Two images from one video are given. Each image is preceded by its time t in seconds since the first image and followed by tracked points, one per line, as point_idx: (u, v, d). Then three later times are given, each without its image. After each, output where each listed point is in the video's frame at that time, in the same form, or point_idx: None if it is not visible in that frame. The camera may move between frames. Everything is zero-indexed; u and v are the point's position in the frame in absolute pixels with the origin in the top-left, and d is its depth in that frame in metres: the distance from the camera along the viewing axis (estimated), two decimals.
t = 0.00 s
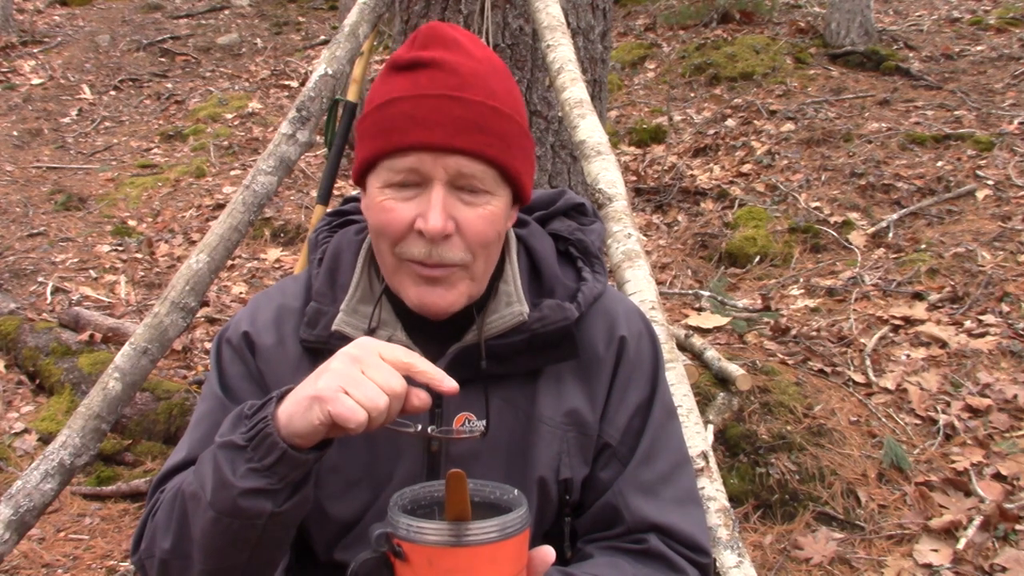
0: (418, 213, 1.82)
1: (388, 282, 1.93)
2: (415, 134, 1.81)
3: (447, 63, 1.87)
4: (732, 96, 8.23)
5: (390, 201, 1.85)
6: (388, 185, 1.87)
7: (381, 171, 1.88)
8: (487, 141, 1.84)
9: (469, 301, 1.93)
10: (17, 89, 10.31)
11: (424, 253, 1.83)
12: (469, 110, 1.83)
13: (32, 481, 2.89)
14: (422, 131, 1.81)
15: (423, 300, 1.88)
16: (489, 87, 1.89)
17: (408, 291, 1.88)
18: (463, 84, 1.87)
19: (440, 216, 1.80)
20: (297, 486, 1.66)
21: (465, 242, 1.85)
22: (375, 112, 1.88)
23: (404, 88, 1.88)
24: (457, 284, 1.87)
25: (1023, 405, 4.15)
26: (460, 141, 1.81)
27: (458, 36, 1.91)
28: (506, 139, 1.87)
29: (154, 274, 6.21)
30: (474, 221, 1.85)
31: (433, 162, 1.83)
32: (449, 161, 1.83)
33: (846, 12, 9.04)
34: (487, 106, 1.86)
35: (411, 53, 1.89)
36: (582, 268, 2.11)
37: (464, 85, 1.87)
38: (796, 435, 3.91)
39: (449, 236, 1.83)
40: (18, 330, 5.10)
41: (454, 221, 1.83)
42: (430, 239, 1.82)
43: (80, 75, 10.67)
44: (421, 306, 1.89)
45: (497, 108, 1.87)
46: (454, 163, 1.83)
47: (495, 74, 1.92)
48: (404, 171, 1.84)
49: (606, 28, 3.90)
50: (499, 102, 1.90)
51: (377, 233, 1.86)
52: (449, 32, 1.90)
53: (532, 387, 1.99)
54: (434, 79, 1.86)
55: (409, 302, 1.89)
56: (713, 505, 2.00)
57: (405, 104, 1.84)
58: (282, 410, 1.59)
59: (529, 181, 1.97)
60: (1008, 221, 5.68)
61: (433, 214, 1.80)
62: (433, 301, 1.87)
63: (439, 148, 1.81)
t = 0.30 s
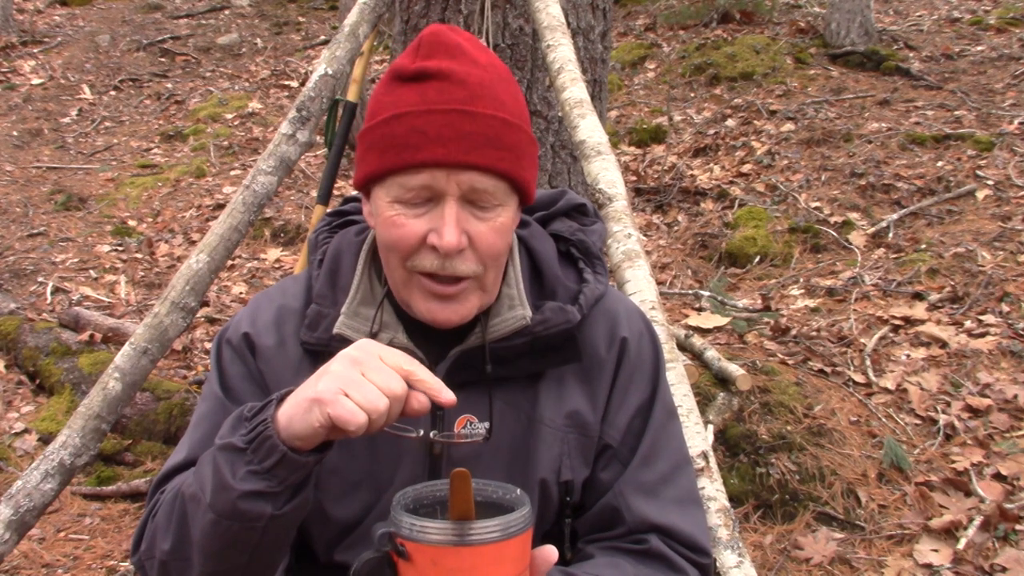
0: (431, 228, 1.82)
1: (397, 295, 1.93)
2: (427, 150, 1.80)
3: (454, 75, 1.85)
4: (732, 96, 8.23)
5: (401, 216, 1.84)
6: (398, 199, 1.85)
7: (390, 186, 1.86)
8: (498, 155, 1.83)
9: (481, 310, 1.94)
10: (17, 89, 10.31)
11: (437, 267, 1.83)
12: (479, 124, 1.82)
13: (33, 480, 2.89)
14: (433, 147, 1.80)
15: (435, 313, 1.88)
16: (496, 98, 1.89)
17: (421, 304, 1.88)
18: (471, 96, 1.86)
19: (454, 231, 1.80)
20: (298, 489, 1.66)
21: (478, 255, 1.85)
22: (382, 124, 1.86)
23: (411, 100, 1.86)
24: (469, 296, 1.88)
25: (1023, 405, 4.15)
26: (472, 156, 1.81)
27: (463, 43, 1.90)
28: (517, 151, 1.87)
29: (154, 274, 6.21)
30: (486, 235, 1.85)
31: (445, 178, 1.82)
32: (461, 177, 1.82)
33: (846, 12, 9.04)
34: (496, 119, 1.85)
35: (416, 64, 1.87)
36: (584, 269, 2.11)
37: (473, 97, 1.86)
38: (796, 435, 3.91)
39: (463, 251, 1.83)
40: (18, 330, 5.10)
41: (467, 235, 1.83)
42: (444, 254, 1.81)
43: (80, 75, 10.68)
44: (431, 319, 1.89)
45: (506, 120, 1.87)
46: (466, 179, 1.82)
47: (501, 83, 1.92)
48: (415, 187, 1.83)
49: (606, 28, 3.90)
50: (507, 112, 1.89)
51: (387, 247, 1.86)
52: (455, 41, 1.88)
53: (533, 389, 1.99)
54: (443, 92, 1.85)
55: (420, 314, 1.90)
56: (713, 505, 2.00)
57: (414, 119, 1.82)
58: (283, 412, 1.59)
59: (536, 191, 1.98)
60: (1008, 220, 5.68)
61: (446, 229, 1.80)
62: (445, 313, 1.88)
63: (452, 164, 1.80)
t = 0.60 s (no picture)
0: (431, 228, 1.82)
1: (396, 295, 1.93)
2: (426, 151, 1.80)
3: (455, 75, 1.85)
4: (732, 96, 8.23)
5: (401, 216, 1.84)
6: (398, 199, 1.85)
7: (389, 186, 1.86)
8: (498, 156, 1.83)
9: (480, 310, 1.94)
10: (17, 89, 10.32)
11: (437, 268, 1.83)
12: (479, 124, 1.82)
13: (33, 481, 2.89)
14: (433, 147, 1.80)
15: (433, 313, 1.88)
16: (496, 98, 1.89)
17: (419, 304, 1.88)
18: (471, 96, 1.86)
19: (453, 232, 1.80)
20: (297, 487, 1.66)
21: (477, 255, 1.85)
22: (382, 124, 1.86)
23: (412, 100, 1.86)
24: (468, 296, 1.88)
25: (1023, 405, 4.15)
26: (472, 157, 1.81)
27: (464, 43, 1.89)
28: (516, 151, 1.87)
29: (154, 274, 6.21)
30: (485, 235, 1.85)
31: (444, 178, 1.82)
32: (461, 177, 1.82)
33: (846, 12, 9.04)
34: (497, 119, 1.85)
35: (417, 64, 1.87)
36: (584, 269, 2.11)
37: (473, 97, 1.86)
38: (796, 435, 3.91)
39: (462, 250, 1.83)
40: (18, 330, 5.10)
41: (466, 235, 1.83)
42: (444, 254, 1.81)
43: (80, 75, 10.68)
44: (430, 319, 1.89)
45: (506, 121, 1.87)
46: (466, 179, 1.82)
47: (501, 84, 1.92)
48: (414, 187, 1.83)
49: (606, 28, 3.90)
50: (507, 113, 1.89)
51: (386, 247, 1.86)
52: (456, 41, 1.88)
53: (533, 389, 1.99)
54: (443, 92, 1.85)
55: (419, 314, 1.90)
56: (713, 505, 2.00)
57: (414, 119, 1.82)
58: (280, 411, 1.59)
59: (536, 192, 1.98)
60: (1008, 220, 5.68)
61: (445, 229, 1.80)
62: (444, 314, 1.88)
63: (452, 164, 1.80)
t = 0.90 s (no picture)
0: (430, 228, 1.82)
1: (395, 294, 1.93)
2: (426, 150, 1.80)
3: (456, 75, 1.85)
4: (732, 96, 8.23)
5: (400, 216, 1.84)
6: (398, 198, 1.85)
7: (389, 185, 1.85)
8: (498, 156, 1.84)
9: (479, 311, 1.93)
10: (17, 89, 10.32)
11: (436, 268, 1.83)
12: (479, 125, 1.82)
13: (33, 481, 2.89)
14: (433, 147, 1.80)
15: (432, 313, 1.88)
16: (497, 99, 1.89)
17: (417, 304, 1.88)
18: (471, 96, 1.86)
19: (452, 232, 1.80)
20: (293, 490, 1.66)
21: (475, 256, 1.85)
22: (383, 123, 1.86)
23: (413, 100, 1.86)
24: (467, 297, 1.88)
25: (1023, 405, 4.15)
26: (472, 157, 1.81)
27: (465, 44, 1.90)
28: (516, 152, 1.87)
29: (154, 274, 6.21)
30: (485, 235, 1.85)
31: (444, 178, 1.82)
32: (460, 177, 1.82)
33: (846, 12, 9.04)
34: (497, 120, 1.85)
35: (418, 64, 1.87)
36: (584, 268, 2.11)
37: (474, 98, 1.86)
38: (796, 435, 3.91)
39: (461, 250, 1.83)
40: (18, 330, 5.10)
41: (465, 235, 1.83)
42: (443, 254, 1.81)
43: (80, 75, 10.68)
44: (430, 319, 1.89)
45: (506, 122, 1.87)
46: (465, 179, 1.82)
47: (502, 84, 1.91)
48: (414, 187, 1.83)
49: (606, 28, 3.90)
50: (507, 114, 1.89)
51: (386, 247, 1.85)
52: (457, 41, 1.88)
53: (533, 387, 1.99)
54: (444, 92, 1.85)
55: (417, 315, 1.89)
56: (713, 505, 2.00)
57: (414, 119, 1.82)
58: (276, 414, 1.59)
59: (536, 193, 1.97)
60: (1008, 221, 5.68)
61: (445, 229, 1.80)
62: (442, 314, 1.88)
63: (451, 164, 1.80)
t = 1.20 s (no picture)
0: (428, 225, 1.82)
1: (393, 292, 1.93)
2: (424, 148, 1.80)
3: (455, 73, 1.85)
4: (732, 96, 8.23)
5: (399, 213, 1.84)
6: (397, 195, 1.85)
7: (387, 182, 1.86)
8: (497, 154, 1.83)
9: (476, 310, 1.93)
10: (17, 89, 10.32)
11: (434, 265, 1.83)
12: (478, 123, 1.82)
13: (33, 481, 2.89)
14: (432, 145, 1.80)
15: (430, 310, 1.88)
16: (496, 97, 1.89)
17: (415, 301, 1.88)
18: (470, 94, 1.85)
19: (450, 229, 1.80)
20: (289, 488, 1.66)
21: (474, 253, 1.85)
22: (382, 120, 1.86)
23: (412, 98, 1.86)
24: (465, 294, 1.88)
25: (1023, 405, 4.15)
26: (470, 154, 1.80)
27: (466, 43, 1.90)
28: (515, 150, 1.87)
29: (154, 274, 6.21)
30: (483, 234, 1.85)
31: (442, 175, 1.82)
32: (458, 174, 1.82)
33: (846, 12, 9.04)
34: (496, 117, 1.86)
35: (417, 63, 1.87)
36: (583, 267, 2.10)
37: (473, 96, 1.86)
38: (796, 435, 3.91)
39: (459, 248, 1.83)
40: (18, 330, 5.10)
41: (464, 233, 1.83)
42: (441, 252, 1.81)
43: (80, 75, 10.68)
44: (427, 316, 1.89)
45: (504, 119, 1.87)
46: (464, 177, 1.82)
47: (502, 83, 1.91)
48: (412, 184, 1.83)
49: (606, 28, 3.90)
50: (506, 112, 1.89)
51: (384, 244, 1.86)
52: (457, 40, 1.88)
53: (533, 385, 1.99)
54: (443, 90, 1.85)
55: (415, 312, 1.89)
56: (713, 505, 2.00)
57: (413, 115, 1.82)
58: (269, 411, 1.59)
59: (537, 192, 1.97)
60: (1008, 220, 5.68)
61: (443, 227, 1.80)
62: (441, 311, 1.88)
63: (450, 162, 1.80)
